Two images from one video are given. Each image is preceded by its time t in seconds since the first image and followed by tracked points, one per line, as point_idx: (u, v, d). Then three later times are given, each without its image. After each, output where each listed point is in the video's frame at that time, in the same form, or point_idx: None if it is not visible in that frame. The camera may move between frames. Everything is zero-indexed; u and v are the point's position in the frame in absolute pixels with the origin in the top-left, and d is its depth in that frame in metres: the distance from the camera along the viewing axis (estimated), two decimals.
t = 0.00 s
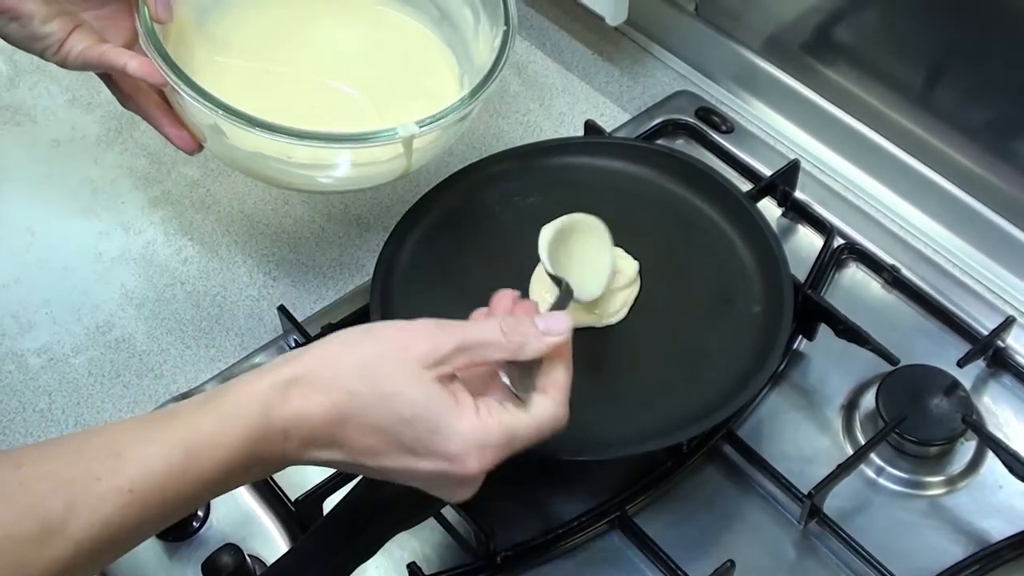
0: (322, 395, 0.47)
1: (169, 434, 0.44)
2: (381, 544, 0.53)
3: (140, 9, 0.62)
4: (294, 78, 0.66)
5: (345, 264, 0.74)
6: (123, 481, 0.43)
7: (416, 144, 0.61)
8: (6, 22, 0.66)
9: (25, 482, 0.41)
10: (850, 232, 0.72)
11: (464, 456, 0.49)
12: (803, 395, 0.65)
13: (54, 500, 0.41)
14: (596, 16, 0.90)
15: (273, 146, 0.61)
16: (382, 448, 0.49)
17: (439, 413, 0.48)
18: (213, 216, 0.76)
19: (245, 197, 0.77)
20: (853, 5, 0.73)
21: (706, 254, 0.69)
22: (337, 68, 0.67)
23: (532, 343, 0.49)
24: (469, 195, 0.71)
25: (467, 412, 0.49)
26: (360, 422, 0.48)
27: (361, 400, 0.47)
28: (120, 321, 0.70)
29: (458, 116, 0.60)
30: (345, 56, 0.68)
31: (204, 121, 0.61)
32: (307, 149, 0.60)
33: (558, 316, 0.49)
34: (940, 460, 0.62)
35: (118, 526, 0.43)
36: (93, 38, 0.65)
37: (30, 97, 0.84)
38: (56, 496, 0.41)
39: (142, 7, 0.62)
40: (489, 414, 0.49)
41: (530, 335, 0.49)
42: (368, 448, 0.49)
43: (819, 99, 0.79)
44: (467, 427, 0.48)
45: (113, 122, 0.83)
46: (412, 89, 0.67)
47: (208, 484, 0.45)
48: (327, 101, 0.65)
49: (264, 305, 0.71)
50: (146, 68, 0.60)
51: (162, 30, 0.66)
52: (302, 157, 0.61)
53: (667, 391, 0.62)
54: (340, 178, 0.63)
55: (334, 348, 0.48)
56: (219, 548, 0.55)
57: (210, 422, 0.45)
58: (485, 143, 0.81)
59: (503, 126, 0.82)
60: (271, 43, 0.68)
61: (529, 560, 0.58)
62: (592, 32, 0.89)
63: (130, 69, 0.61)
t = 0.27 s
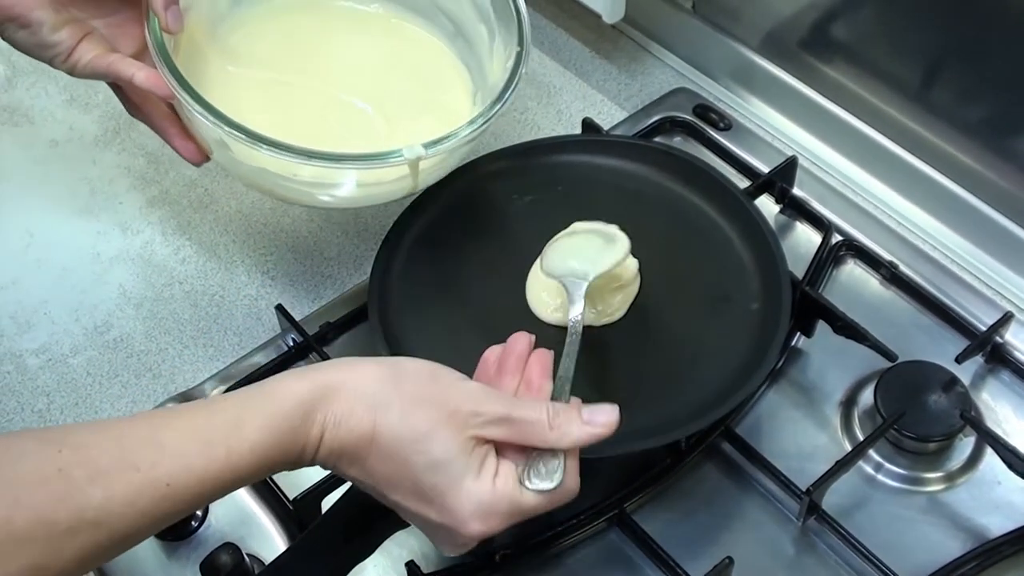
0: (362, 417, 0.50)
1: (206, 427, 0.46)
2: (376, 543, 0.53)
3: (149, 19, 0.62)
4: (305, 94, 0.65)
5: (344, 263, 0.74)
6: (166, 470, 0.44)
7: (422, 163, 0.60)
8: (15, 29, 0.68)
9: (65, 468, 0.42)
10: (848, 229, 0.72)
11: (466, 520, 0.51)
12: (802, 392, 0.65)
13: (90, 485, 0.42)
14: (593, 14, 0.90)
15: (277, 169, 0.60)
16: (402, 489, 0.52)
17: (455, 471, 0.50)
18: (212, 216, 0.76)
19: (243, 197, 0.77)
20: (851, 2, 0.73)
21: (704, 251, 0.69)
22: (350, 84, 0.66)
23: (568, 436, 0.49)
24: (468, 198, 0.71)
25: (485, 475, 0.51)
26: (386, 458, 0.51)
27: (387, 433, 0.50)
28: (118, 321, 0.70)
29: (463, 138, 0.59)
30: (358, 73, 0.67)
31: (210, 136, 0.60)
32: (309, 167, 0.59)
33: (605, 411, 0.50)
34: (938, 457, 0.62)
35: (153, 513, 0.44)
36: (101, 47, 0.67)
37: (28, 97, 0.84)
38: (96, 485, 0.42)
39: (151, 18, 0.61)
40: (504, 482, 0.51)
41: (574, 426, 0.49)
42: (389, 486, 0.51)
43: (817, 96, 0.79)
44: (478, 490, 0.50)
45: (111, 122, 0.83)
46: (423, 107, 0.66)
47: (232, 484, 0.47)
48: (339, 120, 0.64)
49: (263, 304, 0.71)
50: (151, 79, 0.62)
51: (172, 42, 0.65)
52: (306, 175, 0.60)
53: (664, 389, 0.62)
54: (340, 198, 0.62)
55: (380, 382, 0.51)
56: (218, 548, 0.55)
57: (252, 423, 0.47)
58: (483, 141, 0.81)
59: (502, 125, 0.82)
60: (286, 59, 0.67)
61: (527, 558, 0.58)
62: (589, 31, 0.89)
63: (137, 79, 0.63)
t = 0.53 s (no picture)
0: (348, 438, 0.49)
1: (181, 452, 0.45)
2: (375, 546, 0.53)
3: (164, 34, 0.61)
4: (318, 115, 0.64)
5: (342, 267, 0.74)
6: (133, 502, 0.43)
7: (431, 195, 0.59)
8: (31, 40, 0.68)
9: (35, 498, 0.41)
10: (845, 231, 0.72)
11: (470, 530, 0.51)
12: (799, 394, 0.65)
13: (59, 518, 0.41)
14: (590, 17, 0.90)
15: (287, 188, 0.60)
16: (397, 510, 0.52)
17: (453, 486, 0.50)
18: (211, 221, 0.76)
19: (241, 201, 0.77)
20: (849, 4, 0.73)
21: (701, 252, 0.69)
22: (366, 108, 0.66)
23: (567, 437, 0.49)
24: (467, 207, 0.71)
25: (481, 488, 0.51)
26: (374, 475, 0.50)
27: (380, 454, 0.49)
28: (116, 326, 0.70)
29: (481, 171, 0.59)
30: (374, 96, 0.67)
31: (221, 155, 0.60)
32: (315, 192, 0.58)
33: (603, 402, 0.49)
34: (936, 458, 0.62)
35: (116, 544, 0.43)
36: (116, 60, 0.66)
37: (26, 102, 0.84)
38: (62, 516, 0.41)
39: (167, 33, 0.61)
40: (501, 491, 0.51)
41: (570, 424, 0.49)
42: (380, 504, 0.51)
43: (814, 97, 0.79)
44: (476, 508, 0.51)
45: (109, 127, 0.83)
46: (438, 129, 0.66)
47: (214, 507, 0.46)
48: (352, 143, 0.63)
49: (261, 308, 0.71)
50: (164, 96, 0.62)
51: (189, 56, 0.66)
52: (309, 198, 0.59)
53: (662, 392, 0.62)
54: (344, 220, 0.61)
55: (362, 394, 0.50)
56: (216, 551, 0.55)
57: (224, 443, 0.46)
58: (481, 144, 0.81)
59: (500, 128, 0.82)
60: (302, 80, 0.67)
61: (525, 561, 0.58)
62: (587, 33, 0.89)
63: (150, 96, 0.63)
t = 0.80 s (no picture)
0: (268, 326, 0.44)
1: (113, 407, 0.43)
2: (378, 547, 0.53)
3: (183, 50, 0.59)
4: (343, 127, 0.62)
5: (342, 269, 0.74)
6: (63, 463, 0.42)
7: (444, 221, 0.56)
8: (49, 50, 0.67)
9: None
10: (846, 232, 0.72)
11: (413, 331, 0.47)
12: (800, 394, 0.65)
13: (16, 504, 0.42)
14: (590, 17, 0.90)
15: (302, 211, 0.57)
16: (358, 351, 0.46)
17: (385, 278, 0.45)
18: (212, 222, 0.76)
19: (242, 203, 0.77)
20: (849, 4, 0.73)
21: (701, 253, 0.69)
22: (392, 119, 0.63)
23: (450, 209, 0.46)
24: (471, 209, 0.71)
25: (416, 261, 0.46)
26: (322, 344, 0.45)
27: (315, 316, 0.44)
28: (117, 329, 0.70)
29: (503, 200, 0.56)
30: (402, 102, 0.64)
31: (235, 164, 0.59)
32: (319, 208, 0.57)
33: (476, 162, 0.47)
34: (937, 458, 0.62)
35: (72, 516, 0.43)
36: (136, 72, 0.66)
37: (26, 104, 0.84)
38: None
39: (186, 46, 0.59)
40: (445, 266, 0.46)
41: (452, 184, 0.46)
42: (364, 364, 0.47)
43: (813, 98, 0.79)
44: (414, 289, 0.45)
45: (110, 129, 0.83)
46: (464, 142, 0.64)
47: (183, 449, 0.44)
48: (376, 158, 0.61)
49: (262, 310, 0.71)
50: (182, 111, 0.63)
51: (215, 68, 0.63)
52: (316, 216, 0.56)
53: (663, 392, 0.62)
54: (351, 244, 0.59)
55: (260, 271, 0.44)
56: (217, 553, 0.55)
57: (148, 390, 0.43)
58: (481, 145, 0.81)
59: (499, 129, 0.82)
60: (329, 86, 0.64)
61: (526, 562, 0.58)
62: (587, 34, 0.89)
63: (168, 111, 0.63)
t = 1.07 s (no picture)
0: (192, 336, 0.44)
1: (74, 434, 0.42)
2: (379, 548, 0.53)
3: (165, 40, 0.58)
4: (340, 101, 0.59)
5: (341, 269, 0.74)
6: (43, 495, 0.41)
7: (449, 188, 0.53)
8: (34, 48, 0.68)
9: None
10: (846, 233, 0.72)
11: (332, 278, 0.48)
12: (800, 396, 0.65)
13: None
14: (590, 19, 0.91)
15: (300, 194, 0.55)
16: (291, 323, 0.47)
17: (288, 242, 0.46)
18: (212, 223, 0.76)
19: (243, 205, 0.78)
20: (847, 6, 0.73)
21: (701, 255, 0.69)
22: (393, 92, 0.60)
23: (308, 191, 0.48)
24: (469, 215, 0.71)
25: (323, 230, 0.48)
26: (256, 320, 0.46)
27: (248, 314, 0.45)
28: (117, 330, 0.70)
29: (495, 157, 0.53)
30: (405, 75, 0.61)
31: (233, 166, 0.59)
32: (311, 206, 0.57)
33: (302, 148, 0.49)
34: (937, 459, 0.62)
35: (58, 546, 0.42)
36: (122, 66, 0.67)
37: (26, 106, 0.84)
38: None
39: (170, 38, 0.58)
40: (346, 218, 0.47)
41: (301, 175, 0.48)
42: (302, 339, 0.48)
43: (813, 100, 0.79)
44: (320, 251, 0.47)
45: (110, 130, 0.83)
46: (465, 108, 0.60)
47: (161, 467, 0.43)
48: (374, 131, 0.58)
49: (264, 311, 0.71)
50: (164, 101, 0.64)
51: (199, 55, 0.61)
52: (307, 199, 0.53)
53: (664, 394, 0.62)
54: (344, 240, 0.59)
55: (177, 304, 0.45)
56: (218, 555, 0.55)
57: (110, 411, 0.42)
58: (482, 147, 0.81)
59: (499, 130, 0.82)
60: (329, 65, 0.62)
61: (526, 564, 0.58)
62: (587, 36, 0.89)
63: (151, 101, 0.65)
